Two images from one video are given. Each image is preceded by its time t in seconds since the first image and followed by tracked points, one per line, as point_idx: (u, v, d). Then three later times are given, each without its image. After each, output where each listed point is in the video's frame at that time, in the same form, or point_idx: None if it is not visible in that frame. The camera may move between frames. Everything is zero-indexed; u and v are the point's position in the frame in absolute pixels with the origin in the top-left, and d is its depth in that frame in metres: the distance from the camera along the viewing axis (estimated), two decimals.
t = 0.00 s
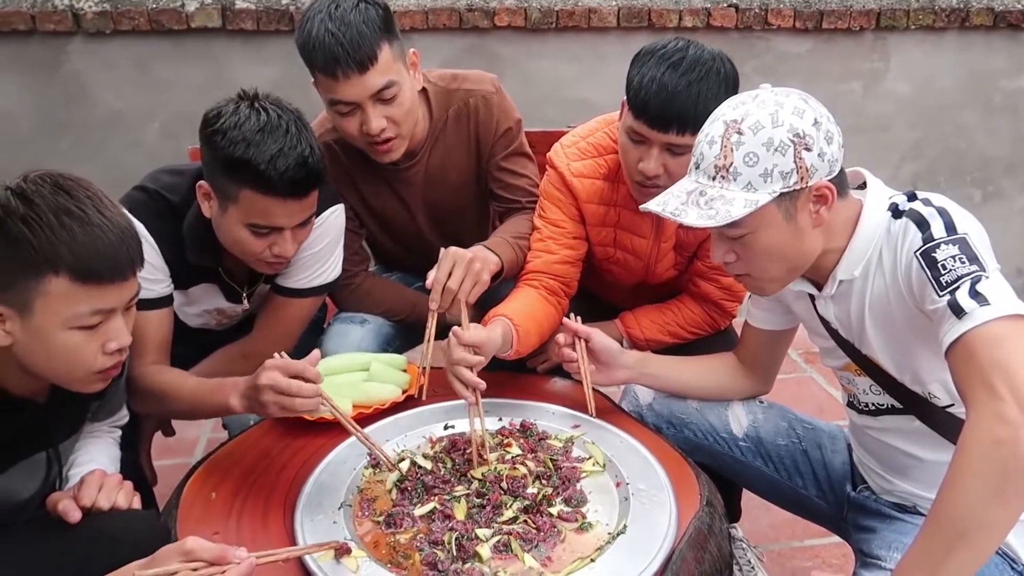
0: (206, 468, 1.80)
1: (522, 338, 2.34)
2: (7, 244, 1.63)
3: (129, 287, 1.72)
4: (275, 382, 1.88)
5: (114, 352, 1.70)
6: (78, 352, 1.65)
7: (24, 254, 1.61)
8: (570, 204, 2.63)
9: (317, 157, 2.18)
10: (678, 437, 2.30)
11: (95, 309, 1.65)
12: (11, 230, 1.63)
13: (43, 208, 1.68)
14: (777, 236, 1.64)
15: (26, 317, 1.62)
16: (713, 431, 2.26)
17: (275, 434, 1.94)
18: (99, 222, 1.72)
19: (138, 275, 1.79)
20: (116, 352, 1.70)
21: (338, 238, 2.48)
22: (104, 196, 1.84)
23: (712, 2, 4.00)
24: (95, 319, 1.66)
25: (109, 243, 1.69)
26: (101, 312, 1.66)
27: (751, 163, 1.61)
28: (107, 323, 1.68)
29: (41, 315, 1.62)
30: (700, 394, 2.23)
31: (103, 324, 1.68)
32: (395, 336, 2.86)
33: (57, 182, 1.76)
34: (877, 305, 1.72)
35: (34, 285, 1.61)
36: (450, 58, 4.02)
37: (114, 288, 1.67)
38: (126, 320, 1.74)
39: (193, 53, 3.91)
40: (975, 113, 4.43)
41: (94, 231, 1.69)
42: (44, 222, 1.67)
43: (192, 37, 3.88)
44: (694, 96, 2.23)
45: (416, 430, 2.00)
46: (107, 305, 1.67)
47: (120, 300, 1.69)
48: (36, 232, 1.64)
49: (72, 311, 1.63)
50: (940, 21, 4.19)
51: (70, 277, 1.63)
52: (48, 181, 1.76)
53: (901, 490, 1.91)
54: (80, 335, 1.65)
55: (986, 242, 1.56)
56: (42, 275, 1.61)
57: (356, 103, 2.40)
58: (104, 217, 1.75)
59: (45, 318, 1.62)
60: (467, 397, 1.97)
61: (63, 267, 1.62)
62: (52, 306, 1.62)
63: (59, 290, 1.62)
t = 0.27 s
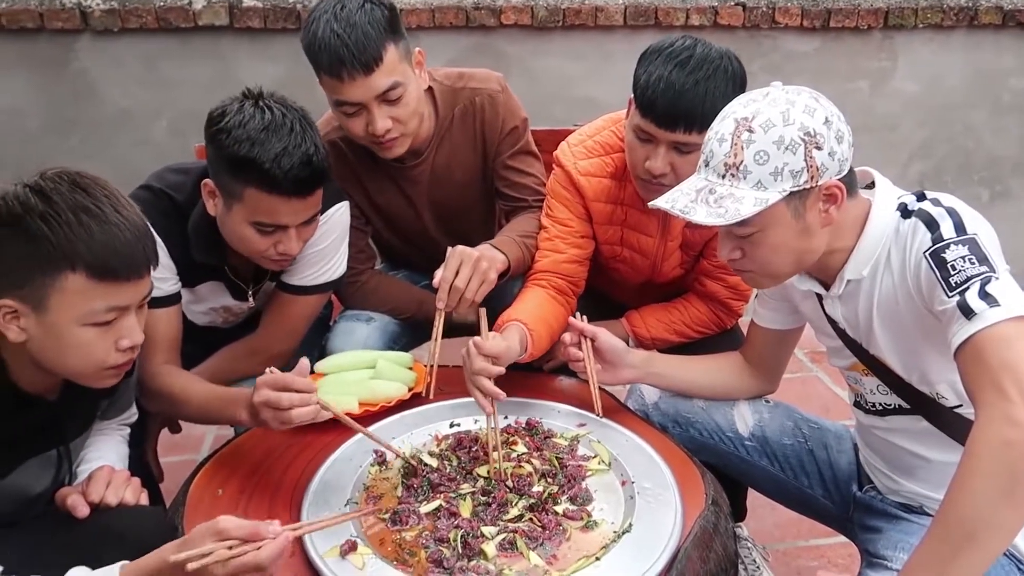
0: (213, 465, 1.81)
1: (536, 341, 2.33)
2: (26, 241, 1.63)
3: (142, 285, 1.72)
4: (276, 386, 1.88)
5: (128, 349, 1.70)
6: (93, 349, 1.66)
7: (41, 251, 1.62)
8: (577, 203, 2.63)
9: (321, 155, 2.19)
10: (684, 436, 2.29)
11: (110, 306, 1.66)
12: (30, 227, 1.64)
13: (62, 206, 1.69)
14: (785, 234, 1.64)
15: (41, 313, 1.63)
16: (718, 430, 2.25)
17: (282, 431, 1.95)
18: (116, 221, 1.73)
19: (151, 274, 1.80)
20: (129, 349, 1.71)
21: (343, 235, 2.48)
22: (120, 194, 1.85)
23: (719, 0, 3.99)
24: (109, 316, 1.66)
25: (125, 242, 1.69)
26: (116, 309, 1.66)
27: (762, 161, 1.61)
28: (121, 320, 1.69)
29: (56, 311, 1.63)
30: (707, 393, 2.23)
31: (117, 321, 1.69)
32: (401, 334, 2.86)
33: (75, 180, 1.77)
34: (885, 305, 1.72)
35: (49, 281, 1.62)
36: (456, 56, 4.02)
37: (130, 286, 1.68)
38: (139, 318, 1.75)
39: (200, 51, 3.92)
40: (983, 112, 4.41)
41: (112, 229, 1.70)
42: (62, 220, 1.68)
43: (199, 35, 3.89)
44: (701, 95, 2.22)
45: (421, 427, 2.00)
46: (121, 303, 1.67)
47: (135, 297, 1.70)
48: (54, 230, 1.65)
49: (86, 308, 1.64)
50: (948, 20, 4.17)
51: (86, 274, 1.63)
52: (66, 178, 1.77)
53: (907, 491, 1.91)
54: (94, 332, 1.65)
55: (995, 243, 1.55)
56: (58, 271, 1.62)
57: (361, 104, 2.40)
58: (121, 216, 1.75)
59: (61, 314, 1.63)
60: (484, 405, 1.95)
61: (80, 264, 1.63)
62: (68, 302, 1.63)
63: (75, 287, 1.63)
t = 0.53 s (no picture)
0: (222, 460, 1.82)
1: (539, 326, 2.38)
2: (43, 234, 1.65)
3: (158, 278, 1.73)
4: (268, 369, 1.92)
5: (143, 341, 1.72)
6: (108, 341, 1.67)
7: (58, 245, 1.64)
8: (585, 202, 2.64)
9: (333, 156, 2.20)
10: (690, 435, 2.29)
11: (126, 298, 1.67)
12: (46, 220, 1.66)
13: (77, 199, 1.70)
14: (795, 233, 1.64)
15: (57, 306, 1.64)
16: (725, 429, 2.25)
17: (290, 428, 1.96)
18: (131, 214, 1.74)
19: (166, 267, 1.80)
20: (144, 341, 1.72)
21: (351, 234, 2.49)
22: (136, 189, 1.86)
23: None
24: (126, 309, 1.68)
25: (141, 235, 1.70)
26: (132, 301, 1.68)
27: (774, 158, 1.61)
28: (136, 312, 1.70)
29: (72, 303, 1.64)
30: (714, 392, 2.23)
31: (132, 314, 1.70)
32: (408, 332, 2.87)
33: (91, 175, 1.78)
34: (893, 304, 1.72)
35: (67, 274, 1.63)
36: (464, 54, 4.02)
37: (145, 278, 1.69)
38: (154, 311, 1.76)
39: (210, 49, 3.94)
40: (992, 112, 4.39)
41: (127, 222, 1.71)
42: (77, 213, 1.69)
43: (208, 33, 3.91)
44: (710, 93, 2.22)
45: (429, 425, 2.01)
46: (137, 295, 1.69)
47: (150, 290, 1.71)
48: (70, 223, 1.66)
49: (103, 300, 1.65)
50: (958, 19, 4.16)
51: (102, 266, 1.65)
52: (81, 174, 1.78)
53: (914, 491, 1.90)
54: (110, 325, 1.67)
55: (1005, 243, 1.55)
56: (75, 264, 1.63)
57: (367, 106, 2.41)
58: (136, 209, 1.76)
59: (77, 307, 1.64)
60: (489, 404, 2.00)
61: (96, 257, 1.64)
62: (84, 294, 1.64)
63: (91, 280, 1.64)
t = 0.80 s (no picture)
0: (230, 456, 1.83)
1: (548, 329, 2.39)
2: (61, 231, 1.67)
3: (172, 275, 1.74)
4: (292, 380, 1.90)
5: (156, 338, 1.72)
6: (123, 337, 1.68)
7: (75, 240, 1.65)
8: (592, 201, 2.64)
9: (340, 155, 2.21)
10: (695, 433, 2.29)
11: (142, 295, 1.68)
12: (64, 217, 1.68)
13: (94, 196, 1.72)
14: (802, 231, 1.64)
15: (73, 301, 1.65)
16: (730, 428, 2.25)
17: (296, 424, 1.96)
18: (147, 211, 1.75)
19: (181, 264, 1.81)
20: (157, 338, 1.73)
21: (358, 232, 2.50)
22: (151, 186, 1.87)
23: None
24: (140, 305, 1.68)
25: (157, 232, 1.71)
26: (146, 298, 1.68)
27: (781, 156, 1.61)
28: (151, 309, 1.70)
29: (88, 299, 1.65)
30: (719, 389, 2.23)
31: (146, 310, 1.71)
32: (414, 329, 2.87)
33: (108, 172, 1.79)
34: (900, 303, 1.72)
35: (83, 270, 1.64)
36: (471, 53, 4.03)
37: (160, 275, 1.70)
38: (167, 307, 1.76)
39: (217, 47, 3.95)
40: (1000, 111, 4.38)
41: (143, 219, 1.72)
42: (94, 209, 1.70)
43: (216, 31, 3.92)
44: (715, 91, 2.22)
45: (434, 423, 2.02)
46: (151, 292, 1.69)
47: (165, 287, 1.71)
48: (87, 219, 1.68)
49: (118, 296, 1.66)
50: (965, 19, 4.14)
51: (118, 263, 1.66)
52: (99, 171, 1.79)
53: (920, 489, 1.90)
54: (125, 320, 1.67)
55: (1012, 241, 1.55)
56: (91, 259, 1.64)
57: (368, 105, 2.42)
58: (152, 206, 1.77)
59: (92, 302, 1.65)
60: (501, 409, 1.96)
61: (112, 253, 1.65)
62: (100, 290, 1.65)
63: (107, 276, 1.65)
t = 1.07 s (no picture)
0: (231, 454, 1.84)
1: (549, 326, 2.39)
2: (56, 226, 1.67)
3: (169, 269, 1.74)
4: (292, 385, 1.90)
5: (155, 332, 1.73)
6: (123, 332, 1.68)
7: (71, 235, 1.66)
8: (593, 199, 2.64)
9: (347, 154, 2.21)
10: (696, 432, 2.30)
11: (139, 289, 1.68)
12: (60, 212, 1.69)
13: (90, 191, 1.73)
14: (803, 230, 1.64)
15: (72, 297, 1.66)
16: (731, 426, 2.26)
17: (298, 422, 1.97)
18: (143, 206, 1.75)
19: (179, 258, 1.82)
20: (157, 332, 1.73)
21: (362, 230, 2.50)
22: (148, 182, 1.88)
23: None
24: (138, 299, 1.69)
25: (153, 226, 1.72)
26: (144, 292, 1.69)
27: (784, 155, 1.61)
28: (149, 303, 1.71)
29: (86, 294, 1.65)
30: (720, 388, 2.24)
31: (145, 305, 1.71)
32: (416, 328, 2.88)
33: (103, 168, 1.80)
34: (901, 301, 1.72)
35: (80, 264, 1.65)
36: (473, 51, 4.03)
37: (157, 270, 1.70)
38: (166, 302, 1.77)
39: (220, 46, 3.96)
40: (1003, 110, 4.37)
41: (139, 213, 1.73)
42: (90, 204, 1.71)
43: (219, 30, 3.93)
44: (716, 91, 2.22)
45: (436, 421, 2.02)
46: (149, 286, 1.70)
47: (162, 281, 1.72)
48: (83, 214, 1.68)
49: (115, 291, 1.66)
50: (969, 17, 4.14)
51: (114, 257, 1.66)
52: (94, 166, 1.81)
53: (920, 488, 1.90)
54: (123, 315, 1.68)
55: (1013, 240, 1.55)
56: (88, 255, 1.65)
57: (372, 109, 2.41)
58: (148, 201, 1.78)
59: (91, 297, 1.65)
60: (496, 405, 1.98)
61: (108, 247, 1.66)
62: (98, 285, 1.65)
63: (105, 271, 1.66)
